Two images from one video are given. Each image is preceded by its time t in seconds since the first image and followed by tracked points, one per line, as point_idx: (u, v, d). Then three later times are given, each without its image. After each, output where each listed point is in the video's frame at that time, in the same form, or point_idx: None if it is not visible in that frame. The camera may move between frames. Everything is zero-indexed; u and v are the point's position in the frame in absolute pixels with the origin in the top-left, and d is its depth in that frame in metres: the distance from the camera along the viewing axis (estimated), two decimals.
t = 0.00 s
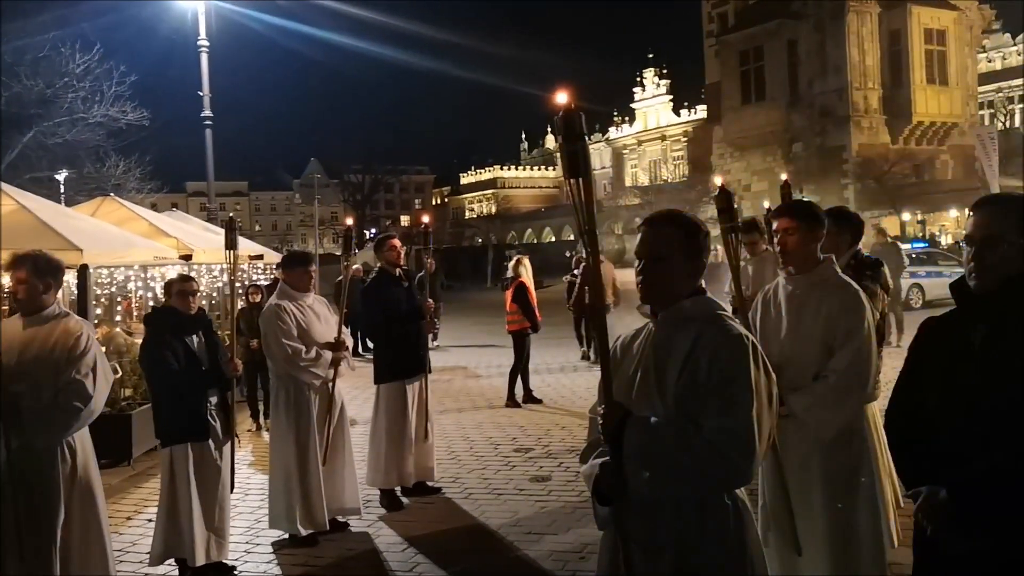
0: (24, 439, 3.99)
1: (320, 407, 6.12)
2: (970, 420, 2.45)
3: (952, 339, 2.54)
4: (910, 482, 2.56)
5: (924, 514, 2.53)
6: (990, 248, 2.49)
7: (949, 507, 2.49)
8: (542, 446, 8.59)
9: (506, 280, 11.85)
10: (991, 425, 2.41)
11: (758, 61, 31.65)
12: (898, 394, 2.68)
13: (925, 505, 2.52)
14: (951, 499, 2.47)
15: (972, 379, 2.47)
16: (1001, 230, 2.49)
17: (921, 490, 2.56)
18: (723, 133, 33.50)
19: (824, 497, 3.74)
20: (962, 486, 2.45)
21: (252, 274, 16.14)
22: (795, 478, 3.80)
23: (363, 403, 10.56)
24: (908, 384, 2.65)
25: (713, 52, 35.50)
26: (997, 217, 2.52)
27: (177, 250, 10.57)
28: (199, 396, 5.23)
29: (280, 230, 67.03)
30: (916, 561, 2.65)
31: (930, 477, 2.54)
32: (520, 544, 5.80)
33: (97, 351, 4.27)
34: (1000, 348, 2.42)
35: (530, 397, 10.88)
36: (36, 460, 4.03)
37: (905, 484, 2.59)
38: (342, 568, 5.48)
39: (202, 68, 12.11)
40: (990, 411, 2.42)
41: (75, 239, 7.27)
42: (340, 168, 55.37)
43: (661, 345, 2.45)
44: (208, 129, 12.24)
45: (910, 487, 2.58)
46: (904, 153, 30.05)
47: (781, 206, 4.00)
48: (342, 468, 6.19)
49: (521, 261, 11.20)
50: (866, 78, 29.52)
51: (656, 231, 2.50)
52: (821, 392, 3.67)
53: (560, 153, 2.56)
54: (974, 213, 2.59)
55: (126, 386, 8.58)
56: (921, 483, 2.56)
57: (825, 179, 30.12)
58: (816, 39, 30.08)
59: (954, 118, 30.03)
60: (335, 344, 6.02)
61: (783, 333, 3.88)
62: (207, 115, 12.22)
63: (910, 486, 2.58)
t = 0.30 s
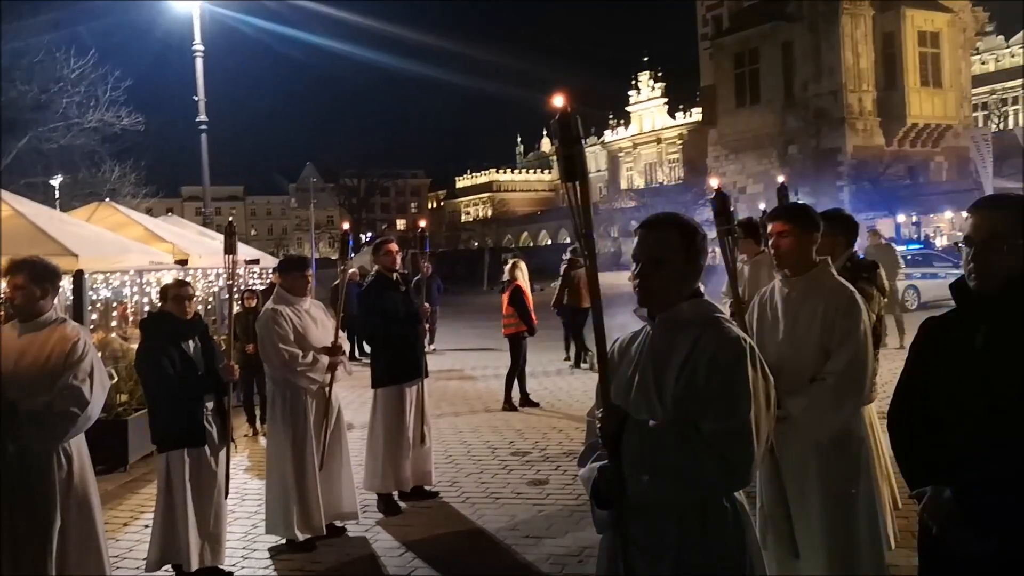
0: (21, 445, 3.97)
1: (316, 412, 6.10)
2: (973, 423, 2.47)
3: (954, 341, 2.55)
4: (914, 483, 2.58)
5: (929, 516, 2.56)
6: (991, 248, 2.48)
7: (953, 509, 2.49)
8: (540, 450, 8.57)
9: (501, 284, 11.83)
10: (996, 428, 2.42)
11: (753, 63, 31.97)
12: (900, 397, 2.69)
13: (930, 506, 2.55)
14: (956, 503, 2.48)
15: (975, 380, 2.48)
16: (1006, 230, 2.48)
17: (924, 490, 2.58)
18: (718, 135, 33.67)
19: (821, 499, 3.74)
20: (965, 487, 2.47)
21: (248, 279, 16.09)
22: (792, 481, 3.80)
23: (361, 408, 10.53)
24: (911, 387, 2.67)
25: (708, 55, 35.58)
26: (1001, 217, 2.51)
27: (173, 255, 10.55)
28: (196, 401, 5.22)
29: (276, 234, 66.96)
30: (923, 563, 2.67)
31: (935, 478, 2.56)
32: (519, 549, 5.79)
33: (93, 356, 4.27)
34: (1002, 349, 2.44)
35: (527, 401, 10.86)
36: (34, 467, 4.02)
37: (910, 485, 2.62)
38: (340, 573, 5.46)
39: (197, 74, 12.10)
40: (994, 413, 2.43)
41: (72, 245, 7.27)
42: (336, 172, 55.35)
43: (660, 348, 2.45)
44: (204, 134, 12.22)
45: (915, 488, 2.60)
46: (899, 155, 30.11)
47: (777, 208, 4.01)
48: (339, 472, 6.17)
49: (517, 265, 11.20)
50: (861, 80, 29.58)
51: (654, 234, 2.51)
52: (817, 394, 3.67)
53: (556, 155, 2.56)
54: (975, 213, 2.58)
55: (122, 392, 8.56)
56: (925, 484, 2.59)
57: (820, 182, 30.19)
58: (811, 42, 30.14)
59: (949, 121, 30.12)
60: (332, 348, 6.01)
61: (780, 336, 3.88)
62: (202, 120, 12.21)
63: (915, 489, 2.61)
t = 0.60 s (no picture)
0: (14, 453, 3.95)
1: (311, 418, 6.09)
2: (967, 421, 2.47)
3: (950, 341, 2.56)
4: (913, 484, 2.58)
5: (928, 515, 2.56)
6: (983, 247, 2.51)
7: (953, 507, 2.49)
8: (535, 454, 8.57)
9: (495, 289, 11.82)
10: (995, 424, 2.43)
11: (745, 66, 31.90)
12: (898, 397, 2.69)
13: (929, 505, 2.55)
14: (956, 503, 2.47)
15: (972, 379, 2.49)
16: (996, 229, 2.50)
17: (923, 490, 2.59)
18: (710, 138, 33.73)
19: (815, 499, 3.75)
20: (964, 486, 2.47)
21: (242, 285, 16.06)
22: (785, 482, 3.82)
23: (355, 414, 10.52)
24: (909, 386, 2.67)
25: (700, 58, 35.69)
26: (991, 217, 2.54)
27: (166, 262, 10.53)
28: (189, 408, 5.20)
29: (269, 240, 66.85)
30: (922, 564, 2.67)
31: (933, 479, 2.56)
32: (515, 553, 5.78)
33: (88, 364, 4.24)
34: (1000, 348, 2.44)
35: (522, 405, 10.86)
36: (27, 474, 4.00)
37: (909, 485, 2.63)
38: None
39: (189, 80, 12.09)
40: (987, 412, 2.44)
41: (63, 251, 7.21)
42: (329, 178, 55.31)
43: (652, 351, 2.46)
44: (196, 140, 12.20)
45: (914, 487, 2.60)
46: (890, 156, 30.24)
47: (768, 211, 4.02)
48: (334, 478, 6.15)
49: (510, 269, 11.23)
50: (852, 83, 29.69)
51: (645, 236, 2.52)
52: (810, 397, 3.68)
53: (547, 160, 2.57)
54: (967, 213, 2.60)
55: (115, 400, 8.53)
56: (924, 485, 2.60)
57: (812, 184, 30.27)
58: (802, 44, 30.25)
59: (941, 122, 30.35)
60: (326, 354, 6.00)
61: (774, 338, 3.90)
62: (195, 126, 12.19)
63: (915, 489, 2.62)
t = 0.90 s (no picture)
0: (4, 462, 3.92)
1: (305, 425, 6.08)
2: (962, 426, 2.49)
3: (943, 346, 2.58)
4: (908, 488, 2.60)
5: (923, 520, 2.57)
6: (975, 253, 2.55)
7: (948, 512, 2.50)
8: (529, 461, 8.57)
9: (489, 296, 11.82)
10: (987, 428, 2.45)
11: (738, 74, 31.85)
12: (891, 402, 2.72)
13: (924, 510, 2.56)
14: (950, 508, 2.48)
15: (965, 384, 2.51)
16: (987, 237, 2.54)
17: (918, 496, 2.61)
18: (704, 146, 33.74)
19: (808, 507, 3.76)
20: (958, 491, 2.49)
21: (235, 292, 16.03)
22: (777, 489, 3.83)
23: (350, 421, 10.51)
24: (905, 392, 2.69)
25: (694, 65, 35.80)
26: (982, 224, 2.57)
27: (160, 268, 10.52)
28: (183, 416, 5.18)
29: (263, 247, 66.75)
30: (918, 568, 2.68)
31: (928, 484, 2.58)
32: (509, 560, 5.77)
33: (80, 372, 4.24)
34: (993, 353, 2.46)
35: (516, 412, 10.86)
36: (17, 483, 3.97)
37: (905, 490, 2.64)
38: None
39: (184, 87, 12.10)
40: (979, 417, 2.47)
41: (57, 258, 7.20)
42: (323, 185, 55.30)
43: (644, 359, 2.48)
44: (190, 147, 12.20)
45: (910, 492, 2.62)
46: (883, 164, 30.37)
47: (760, 218, 4.04)
48: (328, 485, 6.14)
49: (505, 277, 11.25)
50: (845, 90, 29.84)
51: (637, 243, 2.55)
52: (802, 403, 3.69)
53: (540, 168, 2.59)
54: (960, 220, 2.63)
55: (108, 407, 8.50)
56: (919, 490, 2.62)
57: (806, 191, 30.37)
58: (795, 52, 30.36)
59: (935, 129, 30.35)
60: (321, 361, 6.01)
61: (766, 345, 3.92)
62: (188, 133, 12.19)
63: (910, 494, 2.63)
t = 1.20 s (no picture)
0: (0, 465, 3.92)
1: (301, 432, 6.07)
2: (959, 433, 2.50)
3: (939, 352, 2.60)
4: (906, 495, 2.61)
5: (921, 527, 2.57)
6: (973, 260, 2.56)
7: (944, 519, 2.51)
8: (526, 468, 8.57)
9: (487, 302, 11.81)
10: (983, 434, 2.46)
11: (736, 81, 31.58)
12: (888, 410, 2.72)
13: (922, 516, 2.56)
14: (948, 515, 2.48)
15: (961, 389, 2.52)
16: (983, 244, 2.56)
17: (917, 502, 2.61)
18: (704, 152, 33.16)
19: (803, 514, 3.77)
20: (954, 497, 2.49)
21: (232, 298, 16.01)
22: (772, 496, 3.84)
23: (347, 428, 10.49)
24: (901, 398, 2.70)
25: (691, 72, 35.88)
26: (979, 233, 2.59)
27: (157, 275, 10.52)
28: (179, 424, 5.16)
29: (260, 253, 66.69)
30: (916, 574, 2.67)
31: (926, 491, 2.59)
32: (506, 567, 5.78)
33: (76, 379, 4.26)
34: (990, 360, 2.47)
35: (514, 419, 10.86)
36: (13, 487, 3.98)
37: (903, 497, 2.65)
38: None
39: (181, 93, 12.11)
40: (975, 424, 2.47)
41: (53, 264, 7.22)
42: (320, 191, 55.22)
43: (639, 366, 2.49)
44: (187, 153, 12.21)
45: (907, 498, 2.62)
46: (880, 170, 30.46)
47: (754, 226, 4.05)
48: (325, 491, 6.12)
49: (502, 284, 11.26)
50: (842, 97, 29.95)
51: (631, 251, 2.56)
52: (797, 411, 3.69)
53: (534, 175, 2.60)
54: (957, 228, 2.65)
55: (105, 413, 8.49)
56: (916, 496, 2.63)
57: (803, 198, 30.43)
58: (792, 59, 30.46)
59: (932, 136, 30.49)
60: (317, 367, 6.00)
61: (761, 353, 3.93)
62: (186, 139, 12.21)
63: (907, 500, 2.64)
